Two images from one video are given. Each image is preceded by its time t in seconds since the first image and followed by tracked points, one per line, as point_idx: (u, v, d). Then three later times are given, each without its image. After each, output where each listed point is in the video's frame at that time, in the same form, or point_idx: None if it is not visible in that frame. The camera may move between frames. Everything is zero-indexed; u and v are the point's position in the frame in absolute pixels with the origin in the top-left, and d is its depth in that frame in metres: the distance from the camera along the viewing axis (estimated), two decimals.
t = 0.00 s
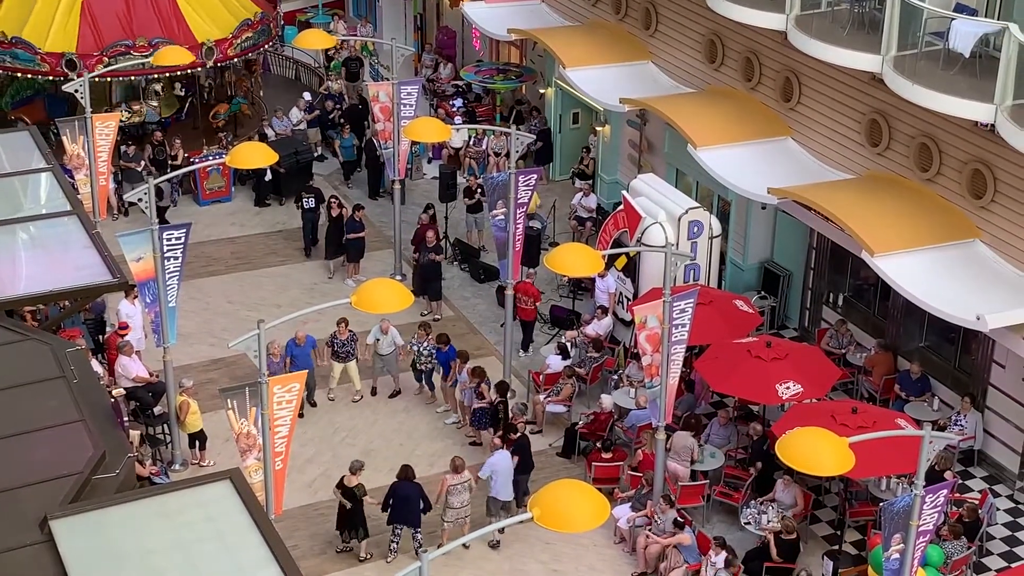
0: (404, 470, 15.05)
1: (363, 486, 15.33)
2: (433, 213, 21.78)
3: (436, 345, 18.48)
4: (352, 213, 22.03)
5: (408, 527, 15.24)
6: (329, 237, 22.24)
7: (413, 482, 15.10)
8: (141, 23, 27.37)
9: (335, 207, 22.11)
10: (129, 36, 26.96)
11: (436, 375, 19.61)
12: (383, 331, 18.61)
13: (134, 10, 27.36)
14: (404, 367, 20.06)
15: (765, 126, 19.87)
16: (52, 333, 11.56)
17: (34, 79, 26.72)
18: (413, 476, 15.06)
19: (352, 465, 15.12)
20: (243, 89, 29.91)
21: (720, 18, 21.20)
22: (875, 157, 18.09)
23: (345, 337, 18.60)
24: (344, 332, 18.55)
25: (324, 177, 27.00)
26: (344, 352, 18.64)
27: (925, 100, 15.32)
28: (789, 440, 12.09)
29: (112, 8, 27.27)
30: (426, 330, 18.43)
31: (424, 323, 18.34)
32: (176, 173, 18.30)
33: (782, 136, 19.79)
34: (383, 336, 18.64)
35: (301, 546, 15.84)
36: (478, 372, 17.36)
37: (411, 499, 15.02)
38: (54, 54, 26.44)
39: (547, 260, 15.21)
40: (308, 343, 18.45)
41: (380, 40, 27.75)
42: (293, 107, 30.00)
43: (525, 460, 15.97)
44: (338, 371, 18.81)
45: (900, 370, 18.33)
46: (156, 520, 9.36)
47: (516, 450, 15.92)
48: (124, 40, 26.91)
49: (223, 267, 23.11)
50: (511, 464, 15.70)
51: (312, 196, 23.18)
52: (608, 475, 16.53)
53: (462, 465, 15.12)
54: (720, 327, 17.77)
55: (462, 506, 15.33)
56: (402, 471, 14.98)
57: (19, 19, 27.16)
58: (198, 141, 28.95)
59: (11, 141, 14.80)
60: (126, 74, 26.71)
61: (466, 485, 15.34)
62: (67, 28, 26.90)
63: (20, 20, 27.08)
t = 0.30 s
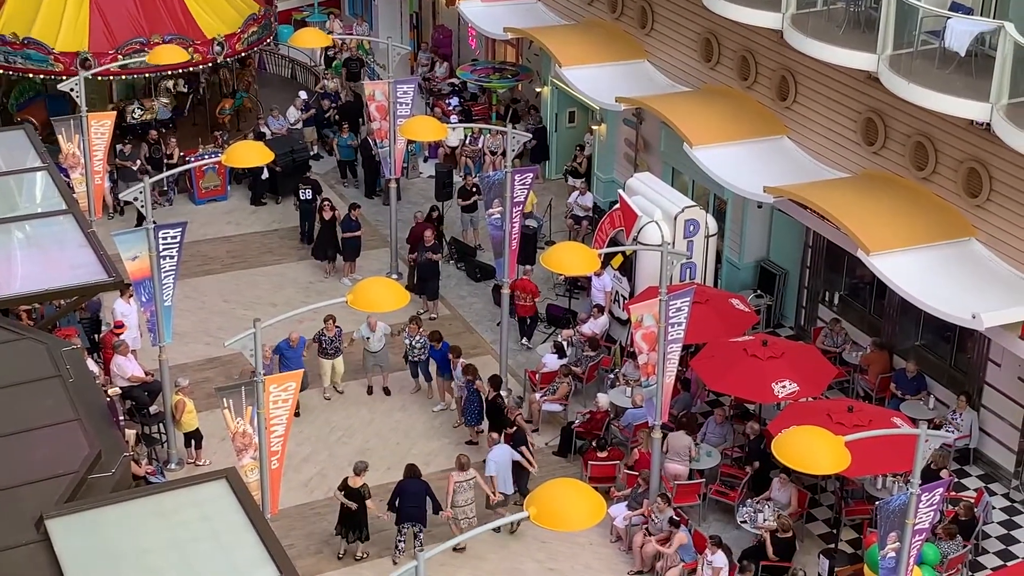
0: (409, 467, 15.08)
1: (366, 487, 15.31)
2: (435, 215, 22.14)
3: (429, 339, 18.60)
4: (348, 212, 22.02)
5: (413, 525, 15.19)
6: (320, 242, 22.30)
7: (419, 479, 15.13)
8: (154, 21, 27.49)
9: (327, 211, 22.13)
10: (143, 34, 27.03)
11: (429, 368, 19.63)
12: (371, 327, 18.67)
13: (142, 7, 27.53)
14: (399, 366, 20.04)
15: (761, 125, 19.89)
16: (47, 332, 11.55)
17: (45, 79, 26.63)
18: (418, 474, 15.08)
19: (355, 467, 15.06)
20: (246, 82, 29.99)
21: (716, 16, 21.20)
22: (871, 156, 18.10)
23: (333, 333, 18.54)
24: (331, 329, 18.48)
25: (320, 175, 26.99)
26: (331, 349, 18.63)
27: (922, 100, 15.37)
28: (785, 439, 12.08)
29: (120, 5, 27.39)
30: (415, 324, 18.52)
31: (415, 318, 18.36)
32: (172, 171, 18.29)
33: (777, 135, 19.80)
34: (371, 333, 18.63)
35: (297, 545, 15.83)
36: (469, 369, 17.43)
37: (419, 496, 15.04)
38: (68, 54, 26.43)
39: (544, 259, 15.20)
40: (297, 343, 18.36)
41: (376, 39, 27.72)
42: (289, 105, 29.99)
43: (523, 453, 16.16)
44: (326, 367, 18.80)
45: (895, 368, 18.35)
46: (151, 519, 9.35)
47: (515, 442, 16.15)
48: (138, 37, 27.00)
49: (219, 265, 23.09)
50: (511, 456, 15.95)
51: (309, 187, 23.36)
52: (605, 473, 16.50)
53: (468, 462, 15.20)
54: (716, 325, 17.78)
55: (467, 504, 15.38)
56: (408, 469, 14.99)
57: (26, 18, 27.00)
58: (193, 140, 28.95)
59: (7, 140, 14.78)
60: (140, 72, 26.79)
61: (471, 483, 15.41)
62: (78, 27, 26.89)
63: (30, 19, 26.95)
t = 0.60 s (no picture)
0: (411, 468, 15.10)
1: (366, 489, 15.23)
2: (437, 221, 22.33)
3: (425, 335, 18.67)
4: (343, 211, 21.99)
5: (417, 527, 15.13)
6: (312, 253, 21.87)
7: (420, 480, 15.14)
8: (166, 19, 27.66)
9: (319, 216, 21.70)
10: (157, 31, 27.20)
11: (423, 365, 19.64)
12: (364, 324, 18.90)
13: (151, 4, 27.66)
14: (395, 365, 20.04)
15: (756, 123, 19.90)
16: (42, 332, 11.55)
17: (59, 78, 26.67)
18: (418, 475, 15.08)
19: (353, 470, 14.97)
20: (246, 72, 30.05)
21: (710, 15, 21.20)
22: (865, 154, 18.12)
23: (323, 331, 18.54)
24: (321, 326, 18.51)
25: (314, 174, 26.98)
26: (319, 345, 18.62)
27: (915, 98, 15.40)
28: (780, 437, 12.11)
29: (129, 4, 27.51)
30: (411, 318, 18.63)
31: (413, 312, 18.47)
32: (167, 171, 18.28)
33: (772, 134, 19.82)
34: (365, 330, 18.86)
35: (293, 544, 15.82)
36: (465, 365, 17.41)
37: (421, 498, 15.03)
38: (83, 54, 26.54)
39: (539, 259, 15.20)
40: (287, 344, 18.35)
41: (370, 38, 27.70)
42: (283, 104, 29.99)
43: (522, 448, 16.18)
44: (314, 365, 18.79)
45: (890, 367, 18.38)
46: (146, 519, 9.34)
47: (514, 439, 16.13)
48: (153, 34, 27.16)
49: (214, 264, 23.09)
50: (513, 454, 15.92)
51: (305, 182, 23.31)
52: (600, 472, 16.50)
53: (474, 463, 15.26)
54: (711, 324, 17.80)
55: (472, 506, 15.43)
56: (409, 469, 15.02)
57: (36, 18, 26.99)
58: (187, 139, 28.95)
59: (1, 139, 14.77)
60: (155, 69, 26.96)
61: (476, 486, 15.45)
62: (89, 25, 26.97)
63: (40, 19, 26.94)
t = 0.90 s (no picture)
0: (411, 472, 15.07)
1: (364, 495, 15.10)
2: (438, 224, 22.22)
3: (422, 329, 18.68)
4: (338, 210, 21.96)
5: (417, 531, 15.18)
6: (308, 256, 21.83)
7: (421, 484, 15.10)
8: (178, 15, 27.98)
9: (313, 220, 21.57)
10: (171, 27, 27.56)
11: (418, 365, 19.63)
12: (358, 319, 18.95)
13: None
14: (389, 364, 20.03)
15: (751, 122, 19.92)
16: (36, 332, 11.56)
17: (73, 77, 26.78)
18: (418, 480, 15.04)
19: (352, 475, 14.86)
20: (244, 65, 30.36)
21: (705, 14, 21.22)
22: (860, 153, 18.14)
23: (314, 326, 18.58)
24: (312, 321, 18.54)
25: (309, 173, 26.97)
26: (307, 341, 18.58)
27: (908, 96, 15.42)
28: (775, 435, 12.11)
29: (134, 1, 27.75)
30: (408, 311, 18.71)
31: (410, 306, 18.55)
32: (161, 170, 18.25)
33: (767, 133, 19.84)
34: (359, 325, 18.92)
35: (288, 544, 15.81)
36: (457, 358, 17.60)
37: (421, 502, 15.00)
38: (98, 52, 26.72)
39: (533, 258, 15.22)
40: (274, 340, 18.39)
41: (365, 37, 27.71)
42: (278, 103, 29.98)
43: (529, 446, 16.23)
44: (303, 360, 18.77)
45: (884, 365, 18.41)
46: (140, 518, 9.33)
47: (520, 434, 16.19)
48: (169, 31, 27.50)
49: (208, 264, 23.06)
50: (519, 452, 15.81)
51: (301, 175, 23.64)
52: (595, 471, 16.52)
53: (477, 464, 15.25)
54: (706, 322, 17.81)
55: (477, 506, 15.45)
56: (409, 474, 15.00)
57: (46, 17, 27.04)
58: (181, 138, 28.95)
59: None
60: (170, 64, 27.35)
61: (481, 485, 15.40)
62: (100, 23, 27.09)
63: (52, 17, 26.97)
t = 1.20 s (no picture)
0: (412, 474, 15.01)
1: (365, 496, 15.06)
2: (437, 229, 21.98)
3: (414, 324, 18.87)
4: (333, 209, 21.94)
5: (421, 532, 15.15)
6: (304, 266, 21.42)
7: (422, 486, 15.04)
8: (184, 10, 28.31)
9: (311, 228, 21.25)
10: (182, 23, 27.94)
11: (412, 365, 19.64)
12: (351, 314, 18.95)
13: None
14: (384, 363, 20.03)
15: (745, 121, 19.93)
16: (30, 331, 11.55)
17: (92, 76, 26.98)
18: (420, 481, 14.99)
19: (352, 478, 14.76)
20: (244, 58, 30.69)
21: (700, 13, 21.22)
22: (855, 152, 18.14)
23: (304, 324, 18.55)
24: (302, 319, 18.48)
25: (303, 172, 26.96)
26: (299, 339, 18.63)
27: (904, 95, 15.42)
28: (770, 434, 12.13)
29: None
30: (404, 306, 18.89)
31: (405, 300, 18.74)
32: (155, 170, 18.22)
33: (761, 132, 19.84)
34: (351, 320, 18.91)
35: (282, 543, 15.80)
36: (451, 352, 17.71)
37: (422, 503, 15.00)
38: (113, 50, 27.00)
39: (529, 257, 15.21)
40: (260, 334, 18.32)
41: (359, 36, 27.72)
42: (273, 102, 29.99)
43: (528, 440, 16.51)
44: (292, 357, 18.85)
45: (879, 364, 18.43)
46: (135, 518, 9.31)
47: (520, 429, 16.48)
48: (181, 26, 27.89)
49: (202, 263, 23.05)
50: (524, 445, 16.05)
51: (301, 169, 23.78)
52: (589, 470, 16.55)
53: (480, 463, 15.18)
54: (701, 321, 17.81)
55: (479, 504, 15.43)
56: (409, 476, 14.92)
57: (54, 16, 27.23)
58: (176, 137, 28.94)
59: None
60: (183, 59, 27.81)
61: (484, 484, 15.42)
62: (110, 20, 27.38)
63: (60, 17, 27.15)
